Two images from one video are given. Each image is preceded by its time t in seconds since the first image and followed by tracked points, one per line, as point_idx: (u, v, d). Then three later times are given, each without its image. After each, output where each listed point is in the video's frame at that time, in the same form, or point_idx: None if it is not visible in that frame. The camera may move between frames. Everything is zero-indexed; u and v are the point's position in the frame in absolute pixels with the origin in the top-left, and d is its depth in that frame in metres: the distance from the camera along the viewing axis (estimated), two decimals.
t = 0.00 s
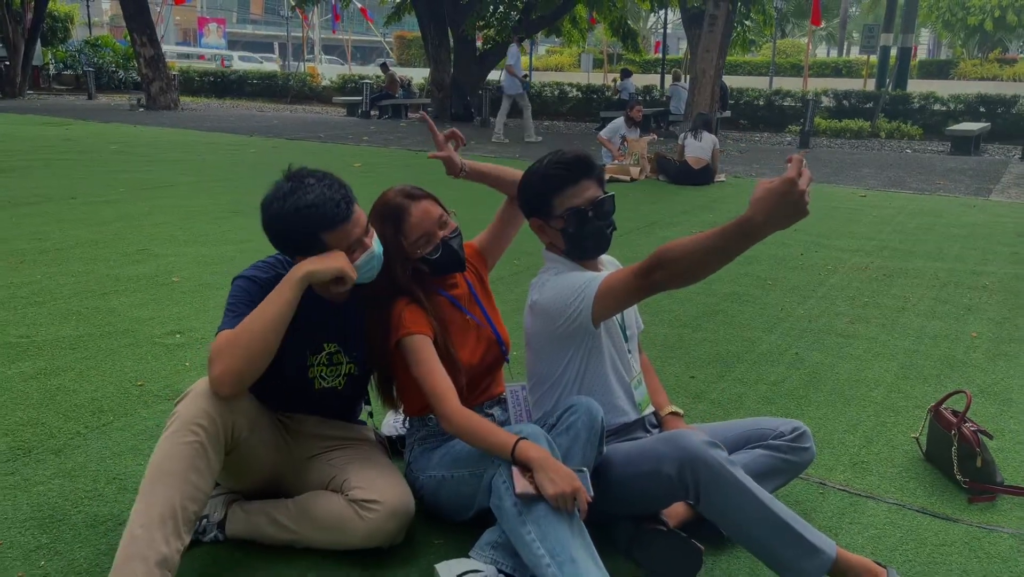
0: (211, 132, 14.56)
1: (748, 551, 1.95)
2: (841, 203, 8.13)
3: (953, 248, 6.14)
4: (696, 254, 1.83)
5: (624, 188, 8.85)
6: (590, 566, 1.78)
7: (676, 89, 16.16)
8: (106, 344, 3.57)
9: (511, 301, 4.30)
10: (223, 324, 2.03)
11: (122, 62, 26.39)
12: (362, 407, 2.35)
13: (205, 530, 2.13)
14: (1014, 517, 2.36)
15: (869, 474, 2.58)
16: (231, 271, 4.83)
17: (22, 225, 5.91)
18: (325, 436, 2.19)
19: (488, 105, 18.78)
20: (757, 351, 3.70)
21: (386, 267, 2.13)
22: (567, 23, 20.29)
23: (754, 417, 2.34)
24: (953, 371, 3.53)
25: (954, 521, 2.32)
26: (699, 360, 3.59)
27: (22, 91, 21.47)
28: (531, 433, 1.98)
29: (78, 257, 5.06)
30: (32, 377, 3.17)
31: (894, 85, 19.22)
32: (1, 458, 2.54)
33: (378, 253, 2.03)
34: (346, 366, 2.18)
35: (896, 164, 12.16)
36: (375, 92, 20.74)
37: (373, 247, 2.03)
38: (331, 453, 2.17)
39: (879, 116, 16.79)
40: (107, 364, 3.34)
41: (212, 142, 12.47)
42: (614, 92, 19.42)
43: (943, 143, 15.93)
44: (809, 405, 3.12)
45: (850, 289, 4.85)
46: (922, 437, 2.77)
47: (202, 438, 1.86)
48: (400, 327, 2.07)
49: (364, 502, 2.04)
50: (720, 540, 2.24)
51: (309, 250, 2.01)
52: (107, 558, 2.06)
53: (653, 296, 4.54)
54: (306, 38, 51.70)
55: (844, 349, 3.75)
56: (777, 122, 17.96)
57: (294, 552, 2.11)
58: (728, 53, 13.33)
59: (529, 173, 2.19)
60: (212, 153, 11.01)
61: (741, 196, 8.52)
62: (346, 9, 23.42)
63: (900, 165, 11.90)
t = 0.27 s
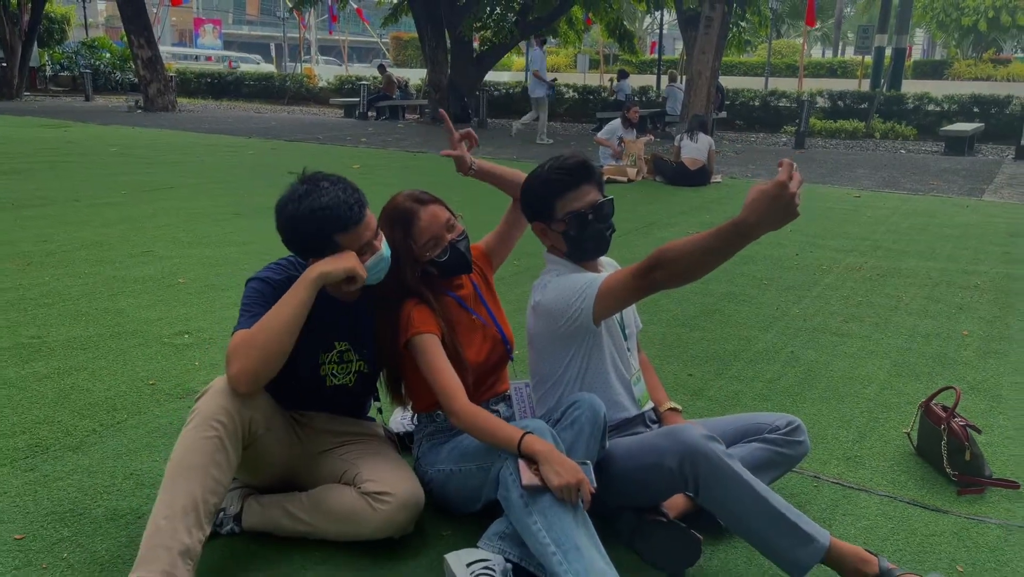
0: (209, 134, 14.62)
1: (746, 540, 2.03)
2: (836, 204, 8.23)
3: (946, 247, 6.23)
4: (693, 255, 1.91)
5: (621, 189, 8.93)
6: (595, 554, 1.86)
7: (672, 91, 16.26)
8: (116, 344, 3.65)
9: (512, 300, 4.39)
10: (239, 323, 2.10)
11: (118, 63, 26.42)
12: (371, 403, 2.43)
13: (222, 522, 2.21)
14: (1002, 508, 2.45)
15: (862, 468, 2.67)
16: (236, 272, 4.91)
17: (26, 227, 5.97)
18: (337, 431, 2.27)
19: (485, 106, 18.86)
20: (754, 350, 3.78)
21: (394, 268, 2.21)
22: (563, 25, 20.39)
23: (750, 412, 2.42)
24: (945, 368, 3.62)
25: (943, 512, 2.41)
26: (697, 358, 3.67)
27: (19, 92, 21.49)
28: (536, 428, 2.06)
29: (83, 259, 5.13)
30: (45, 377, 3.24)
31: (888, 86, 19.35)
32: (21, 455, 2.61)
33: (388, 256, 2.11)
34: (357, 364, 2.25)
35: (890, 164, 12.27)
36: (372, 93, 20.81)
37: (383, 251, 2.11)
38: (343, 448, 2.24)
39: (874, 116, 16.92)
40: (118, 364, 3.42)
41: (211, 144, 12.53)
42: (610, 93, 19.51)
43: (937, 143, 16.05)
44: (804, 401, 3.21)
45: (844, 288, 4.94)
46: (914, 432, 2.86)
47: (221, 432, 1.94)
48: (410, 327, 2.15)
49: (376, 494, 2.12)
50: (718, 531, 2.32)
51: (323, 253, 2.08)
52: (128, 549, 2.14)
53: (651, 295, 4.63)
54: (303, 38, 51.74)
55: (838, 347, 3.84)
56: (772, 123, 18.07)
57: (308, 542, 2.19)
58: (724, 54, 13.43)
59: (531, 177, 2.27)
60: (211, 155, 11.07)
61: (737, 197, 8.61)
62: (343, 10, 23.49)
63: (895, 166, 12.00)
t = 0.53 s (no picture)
0: (205, 135, 14.67)
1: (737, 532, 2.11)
2: (828, 205, 8.32)
3: (935, 247, 6.33)
4: (685, 258, 1.99)
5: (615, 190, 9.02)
6: (592, 545, 1.94)
7: (666, 92, 16.36)
8: (121, 345, 3.72)
9: (509, 301, 4.46)
10: (248, 325, 2.17)
11: (112, 64, 26.42)
12: (375, 401, 2.50)
13: (231, 517, 2.29)
14: (985, 500, 2.53)
15: (850, 463, 2.75)
16: (237, 274, 4.97)
17: (26, 230, 6.03)
18: (342, 428, 2.34)
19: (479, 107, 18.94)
20: (746, 348, 3.87)
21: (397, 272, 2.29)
22: (557, 26, 20.48)
23: (741, 409, 2.51)
24: (932, 365, 3.71)
25: (928, 504, 2.50)
26: (690, 357, 3.76)
27: (14, 94, 21.51)
28: (535, 425, 2.14)
29: (85, 261, 5.20)
30: (52, 377, 3.31)
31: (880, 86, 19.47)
32: (32, 453, 2.68)
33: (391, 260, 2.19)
34: (361, 363, 2.33)
35: (881, 164, 12.38)
36: (367, 94, 20.87)
37: (386, 254, 2.19)
38: (348, 444, 2.32)
39: (866, 117, 17.04)
40: (123, 365, 3.49)
41: (207, 146, 12.58)
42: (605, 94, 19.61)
43: (929, 143, 16.18)
44: (796, 399, 3.29)
45: (835, 288, 5.03)
46: (900, 428, 2.95)
47: (233, 431, 2.01)
48: (413, 327, 2.22)
49: (381, 489, 2.19)
50: (710, 522, 2.40)
51: (330, 257, 2.15)
52: (140, 544, 2.21)
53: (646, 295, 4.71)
54: (296, 39, 51.74)
55: (828, 345, 3.93)
56: (765, 123, 18.19)
57: (314, 535, 2.26)
58: (717, 56, 13.53)
59: (529, 181, 2.34)
60: (208, 157, 11.12)
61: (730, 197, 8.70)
62: (338, 12, 23.56)
63: (886, 166, 12.12)
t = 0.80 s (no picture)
0: (198, 136, 14.69)
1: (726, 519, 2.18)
2: (818, 204, 8.41)
3: (922, 245, 6.42)
4: (674, 257, 2.05)
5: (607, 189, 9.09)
6: (585, 533, 2.00)
7: (658, 92, 16.45)
8: (120, 344, 3.76)
9: (503, 299, 4.52)
10: (248, 322, 2.23)
11: (104, 65, 26.36)
12: (372, 397, 2.56)
13: (233, 509, 2.35)
14: (966, 490, 2.60)
15: (837, 455, 2.82)
16: (234, 274, 5.01)
17: (22, 230, 6.06)
18: (341, 422, 2.40)
19: (472, 107, 18.99)
20: (736, 345, 3.94)
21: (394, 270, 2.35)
22: (549, 26, 20.55)
23: (729, 402, 2.57)
24: (917, 361, 3.79)
25: (911, 494, 2.57)
26: (681, 353, 3.82)
27: (5, 95, 21.47)
28: (527, 417, 2.20)
29: (81, 261, 5.23)
30: (53, 375, 3.35)
31: (870, 86, 19.59)
32: (35, 449, 2.72)
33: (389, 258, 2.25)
34: (358, 359, 2.39)
35: (871, 164, 12.48)
36: (360, 94, 20.90)
37: (384, 252, 2.25)
38: (347, 437, 2.37)
39: (856, 117, 17.16)
40: (122, 363, 3.53)
41: (201, 146, 12.61)
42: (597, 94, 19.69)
43: (918, 143, 16.31)
44: (785, 394, 3.36)
45: (824, 286, 5.11)
46: (885, 421, 3.02)
47: (236, 424, 2.07)
48: (410, 323, 2.28)
49: (379, 481, 2.25)
50: (700, 512, 2.47)
51: (329, 256, 2.22)
52: (144, 536, 2.26)
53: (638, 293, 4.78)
54: (288, 40, 51.70)
55: (816, 342, 4.01)
56: (756, 123, 18.30)
57: (314, 526, 2.32)
58: (708, 56, 13.63)
59: (524, 181, 2.40)
60: (201, 157, 11.14)
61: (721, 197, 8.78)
62: (330, 12, 23.58)
63: (876, 166, 12.22)
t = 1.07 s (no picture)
0: (190, 135, 14.70)
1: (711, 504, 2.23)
2: (807, 201, 8.49)
3: (909, 242, 6.50)
4: (659, 263, 2.11)
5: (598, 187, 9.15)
6: (574, 517, 2.05)
7: (648, 91, 16.54)
8: (115, 339, 3.80)
9: (494, 295, 4.57)
10: (244, 313, 2.27)
11: (94, 64, 26.30)
12: (366, 387, 2.60)
13: (230, 497, 2.39)
14: (947, 476, 2.67)
15: (822, 444, 2.88)
16: (227, 271, 5.05)
17: (14, 228, 6.09)
18: (335, 411, 2.44)
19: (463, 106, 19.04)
20: (724, 339, 4.00)
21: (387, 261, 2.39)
22: (540, 26, 20.63)
23: (715, 392, 2.63)
24: (901, 353, 3.86)
25: (893, 481, 2.63)
26: (670, 346, 3.88)
27: None
28: (518, 405, 2.24)
29: (75, 258, 5.26)
30: (49, 369, 3.39)
31: (859, 85, 19.73)
32: (32, 440, 2.76)
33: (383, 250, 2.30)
34: (352, 350, 2.43)
35: (859, 162, 12.58)
36: (351, 94, 20.94)
37: (377, 246, 2.30)
38: (342, 427, 2.42)
39: (845, 116, 17.28)
40: (117, 357, 3.57)
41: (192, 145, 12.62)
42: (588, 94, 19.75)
43: (906, 142, 16.44)
44: (771, 385, 3.42)
45: (812, 281, 5.18)
46: (869, 411, 3.08)
47: (232, 412, 2.11)
48: (401, 316, 2.32)
49: (373, 468, 2.30)
50: (687, 498, 2.53)
51: (324, 247, 2.26)
52: (142, 524, 2.30)
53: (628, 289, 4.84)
54: (280, 40, 51.66)
55: (803, 335, 4.07)
56: (746, 122, 18.41)
57: (309, 513, 2.36)
58: (698, 56, 13.72)
59: (517, 173, 2.45)
60: (193, 156, 11.15)
61: (711, 195, 8.85)
62: (321, 12, 23.61)
63: (864, 164, 12.33)
